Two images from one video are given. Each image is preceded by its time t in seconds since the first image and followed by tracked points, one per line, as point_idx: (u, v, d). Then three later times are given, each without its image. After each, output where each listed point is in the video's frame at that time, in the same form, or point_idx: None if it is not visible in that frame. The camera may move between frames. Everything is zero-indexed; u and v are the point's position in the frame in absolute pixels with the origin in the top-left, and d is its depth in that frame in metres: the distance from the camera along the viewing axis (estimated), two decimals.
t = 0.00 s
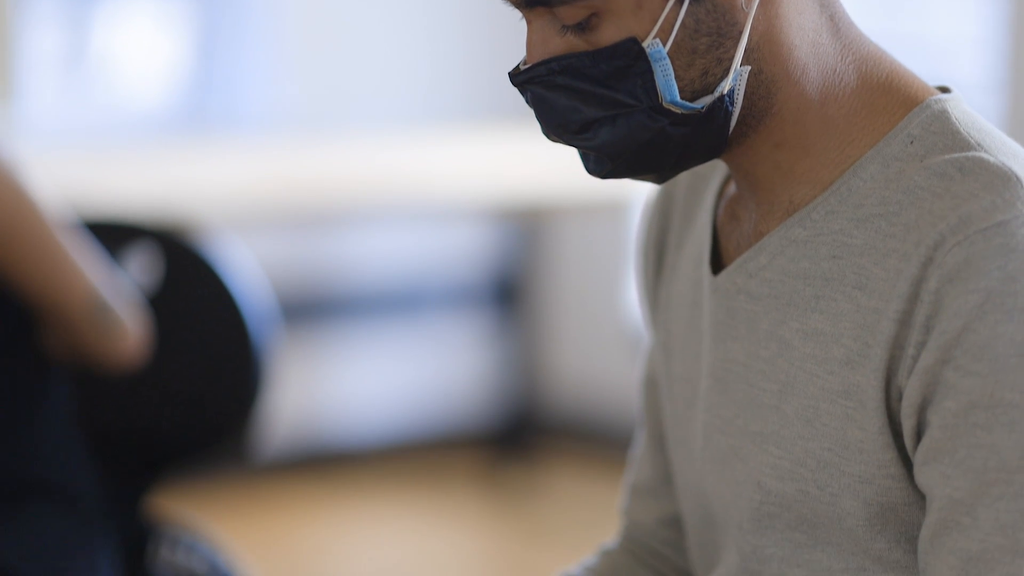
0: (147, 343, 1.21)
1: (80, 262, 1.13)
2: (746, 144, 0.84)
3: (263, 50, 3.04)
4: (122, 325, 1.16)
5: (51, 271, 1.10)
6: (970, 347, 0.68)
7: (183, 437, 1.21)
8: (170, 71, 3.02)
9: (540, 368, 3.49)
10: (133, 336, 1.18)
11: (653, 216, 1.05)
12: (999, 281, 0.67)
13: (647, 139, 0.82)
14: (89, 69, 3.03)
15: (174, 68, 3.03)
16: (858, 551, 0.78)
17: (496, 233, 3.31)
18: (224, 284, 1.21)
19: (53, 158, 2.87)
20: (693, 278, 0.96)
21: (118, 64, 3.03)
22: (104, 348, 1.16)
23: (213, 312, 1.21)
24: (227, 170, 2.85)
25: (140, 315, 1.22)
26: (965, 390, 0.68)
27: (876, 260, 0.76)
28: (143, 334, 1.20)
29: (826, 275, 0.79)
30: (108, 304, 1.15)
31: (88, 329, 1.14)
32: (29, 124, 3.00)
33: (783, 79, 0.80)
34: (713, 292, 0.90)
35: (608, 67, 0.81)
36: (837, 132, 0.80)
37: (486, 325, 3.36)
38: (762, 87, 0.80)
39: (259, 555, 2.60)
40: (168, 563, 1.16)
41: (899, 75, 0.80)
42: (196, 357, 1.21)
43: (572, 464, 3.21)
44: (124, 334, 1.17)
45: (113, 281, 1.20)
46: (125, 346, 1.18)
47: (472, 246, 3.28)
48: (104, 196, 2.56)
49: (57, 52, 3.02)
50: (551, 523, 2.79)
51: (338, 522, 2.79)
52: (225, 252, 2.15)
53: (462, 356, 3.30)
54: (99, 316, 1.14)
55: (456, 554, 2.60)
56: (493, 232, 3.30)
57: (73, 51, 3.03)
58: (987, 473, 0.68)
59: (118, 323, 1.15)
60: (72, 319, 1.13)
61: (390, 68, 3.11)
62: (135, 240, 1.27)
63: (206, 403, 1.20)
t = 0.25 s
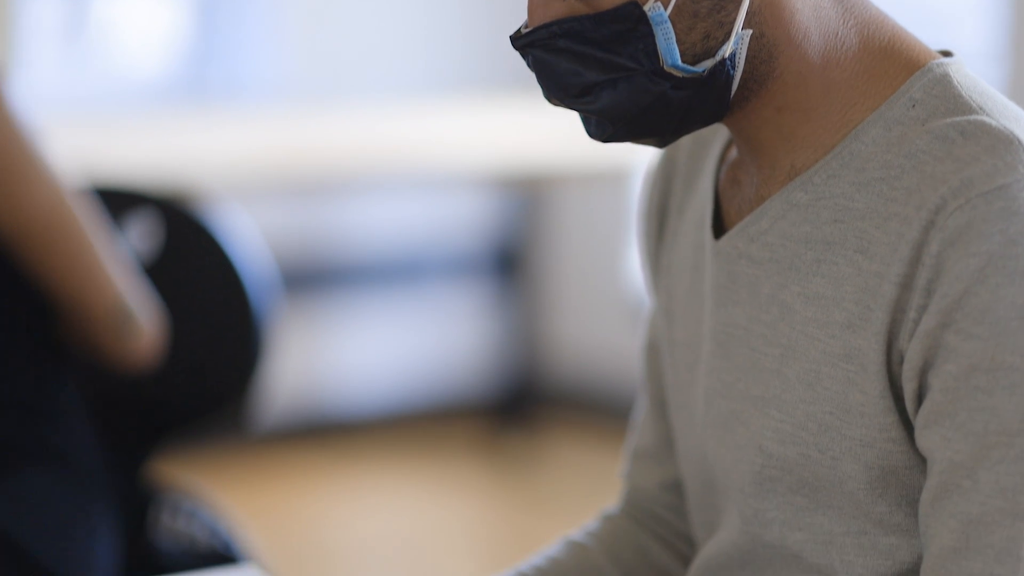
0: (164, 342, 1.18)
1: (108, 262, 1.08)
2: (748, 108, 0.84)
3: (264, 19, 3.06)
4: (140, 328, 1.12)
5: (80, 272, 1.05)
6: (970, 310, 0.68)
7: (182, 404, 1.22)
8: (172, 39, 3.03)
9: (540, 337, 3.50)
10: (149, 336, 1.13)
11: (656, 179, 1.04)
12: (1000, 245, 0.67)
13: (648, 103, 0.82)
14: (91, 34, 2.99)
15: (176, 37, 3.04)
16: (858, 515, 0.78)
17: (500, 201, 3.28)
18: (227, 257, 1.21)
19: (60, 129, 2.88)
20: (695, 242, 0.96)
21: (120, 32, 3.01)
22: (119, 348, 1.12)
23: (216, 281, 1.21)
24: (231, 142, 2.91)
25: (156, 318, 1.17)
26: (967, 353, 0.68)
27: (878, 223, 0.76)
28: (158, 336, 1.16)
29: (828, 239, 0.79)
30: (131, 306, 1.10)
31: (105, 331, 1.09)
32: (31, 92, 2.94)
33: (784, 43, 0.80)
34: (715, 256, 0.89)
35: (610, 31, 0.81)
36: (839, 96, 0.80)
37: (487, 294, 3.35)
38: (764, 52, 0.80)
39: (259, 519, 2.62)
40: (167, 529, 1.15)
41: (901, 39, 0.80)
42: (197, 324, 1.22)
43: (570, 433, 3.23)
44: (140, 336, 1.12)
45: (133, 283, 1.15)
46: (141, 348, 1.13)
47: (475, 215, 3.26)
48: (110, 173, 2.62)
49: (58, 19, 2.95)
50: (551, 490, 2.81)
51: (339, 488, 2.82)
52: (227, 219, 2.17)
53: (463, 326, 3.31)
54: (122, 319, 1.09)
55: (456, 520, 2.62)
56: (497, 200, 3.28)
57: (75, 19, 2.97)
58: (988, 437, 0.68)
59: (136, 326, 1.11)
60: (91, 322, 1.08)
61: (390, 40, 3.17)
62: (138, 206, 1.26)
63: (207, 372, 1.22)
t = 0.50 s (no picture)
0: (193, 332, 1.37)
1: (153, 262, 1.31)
2: (749, 82, 0.83)
3: None
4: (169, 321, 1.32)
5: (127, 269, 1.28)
6: (973, 284, 0.68)
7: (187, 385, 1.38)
8: (172, 12, 3.04)
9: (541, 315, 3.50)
10: (179, 329, 1.34)
11: (657, 153, 1.04)
12: (1002, 218, 0.67)
13: (650, 77, 0.81)
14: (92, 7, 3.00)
15: (177, 10, 3.04)
16: (859, 489, 0.78)
17: (501, 179, 3.28)
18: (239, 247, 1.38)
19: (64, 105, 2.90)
20: (695, 217, 0.96)
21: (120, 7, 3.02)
22: (151, 337, 1.32)
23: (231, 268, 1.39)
24: (228, 126, 2.97)
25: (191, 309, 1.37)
26: (969, 327, 0.68)
27: (879, 197, 0.76)
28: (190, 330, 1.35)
29: (829, 213, 0.79)
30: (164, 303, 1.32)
31: (143, 320, 1.30)
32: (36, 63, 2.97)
33: (786, 17, 0.79)
34: (716, 230, 0.89)
35: (611, 5, 0.80)
36: (840, 70, 0.80)
37: (486, 272, 3.35)
38: (765, 25, 0.80)
39: (260, 494, 2.66)
40: (170, 506, 1.30)
41: (903, 13, 0.79)
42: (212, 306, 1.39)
43: (573, 412, 3.23)
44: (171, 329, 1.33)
45: (175, 279, 1.36)
46: (170, 340, 1.33)
47: (475, 194, 3.25)
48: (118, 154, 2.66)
49: None
50: (550, 468, 2.82)
51: (342, 464, 2.85)
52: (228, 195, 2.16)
53: (462, 306, 3.32)
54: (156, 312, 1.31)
55: (457, 496, 2.64)
56: (499, 178, 3.27)
57: None
58: (989, 410, 0.68)
59: (167, 318, 1.31)
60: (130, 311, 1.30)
61: (388, 18, 3.19)
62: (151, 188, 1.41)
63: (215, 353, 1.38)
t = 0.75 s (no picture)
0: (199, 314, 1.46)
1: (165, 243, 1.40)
2: (751, 52, 0.83)
3: None
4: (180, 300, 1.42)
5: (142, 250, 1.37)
6: (973, 255, 0.68)
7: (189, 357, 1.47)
8: None
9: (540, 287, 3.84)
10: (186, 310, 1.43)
11: (659, 123, 1.04)
12: (1003, 189, 0.67)
13: (651, 48, 0.81)
14: None
15: None
16: (859, 458, 0.78)
17: (496, 157, 3.51)
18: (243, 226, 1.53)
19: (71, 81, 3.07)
20: (696, 188, 0.96)
21: None
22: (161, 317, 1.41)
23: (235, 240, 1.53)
24: (236, 90, 3.34)
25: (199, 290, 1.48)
26: (969, 298, 0.68)
27: (880, 168, 0.76)
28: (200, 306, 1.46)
29: (829, 183, 0.79)
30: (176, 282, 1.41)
31: (154, 302, 1.40)
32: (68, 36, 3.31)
33: None
34: (717, 201, 0.90)
35: None
36: (842, 39, 0.80)
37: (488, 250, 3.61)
38: None
39: (264, 468, 2.84)
40: (172, 479, 1.33)
41: None
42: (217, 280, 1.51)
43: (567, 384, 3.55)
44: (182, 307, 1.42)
45: (185, 259, 1.46)
46: (181, 318, 1.42)
47: (476, 173, 3.49)
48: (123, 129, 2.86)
49: None
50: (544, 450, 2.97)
51: (345, 442, 3.05)
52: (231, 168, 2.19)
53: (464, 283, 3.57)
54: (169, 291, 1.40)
55: (452, 474, 2.81)
56: (494, 156, 3.50)
57: None
58: (990, 380, 0.68)
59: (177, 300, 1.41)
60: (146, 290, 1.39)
61: None
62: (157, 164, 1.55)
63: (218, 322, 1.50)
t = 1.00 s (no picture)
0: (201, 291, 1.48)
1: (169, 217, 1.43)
2: (752, 19, 0.83)
3: None
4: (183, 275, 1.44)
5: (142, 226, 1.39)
6: (973, 221, 0.68)
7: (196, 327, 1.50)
8: None
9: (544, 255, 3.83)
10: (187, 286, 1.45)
11: (660, 90, 1.04)
12: (1003, 154, 0.67)
13: (652, 16, 0.81)
14: None
15: None
16: (858, 424, 0.78)
17: (499, 129, 3.53)
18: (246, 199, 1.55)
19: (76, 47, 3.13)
20: (695, 155, 0.96)
21: None
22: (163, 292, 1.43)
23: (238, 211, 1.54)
24: (241, 59, 3.44)
25: (202, 266, 1.50)
26: (968, 264, 0.68)
27: (880, 134, 0.76)
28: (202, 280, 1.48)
29: (829, 150, 0.79)
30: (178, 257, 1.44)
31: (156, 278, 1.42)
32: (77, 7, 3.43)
33: None
34: (717, 169, 0.90)
35: None
36: (844, 6, 0.79)
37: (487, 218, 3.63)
38: None
39: (267, 438, 2.88)
40: (176, 447, 1.36)
41: None
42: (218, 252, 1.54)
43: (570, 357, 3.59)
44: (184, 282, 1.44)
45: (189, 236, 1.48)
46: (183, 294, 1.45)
47: (478, 141, 3.52)
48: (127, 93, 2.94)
49: None
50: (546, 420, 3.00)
51: (348, 411, 3.11)
52: (233, 138, 2.19)
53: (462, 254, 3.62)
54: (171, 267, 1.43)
55: (453, 442, 2.84)
56: (497, 128, 3.53)
57: None
58: (989, 347, 0.68)
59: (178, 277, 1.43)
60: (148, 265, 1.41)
61: None
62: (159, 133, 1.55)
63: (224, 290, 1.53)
